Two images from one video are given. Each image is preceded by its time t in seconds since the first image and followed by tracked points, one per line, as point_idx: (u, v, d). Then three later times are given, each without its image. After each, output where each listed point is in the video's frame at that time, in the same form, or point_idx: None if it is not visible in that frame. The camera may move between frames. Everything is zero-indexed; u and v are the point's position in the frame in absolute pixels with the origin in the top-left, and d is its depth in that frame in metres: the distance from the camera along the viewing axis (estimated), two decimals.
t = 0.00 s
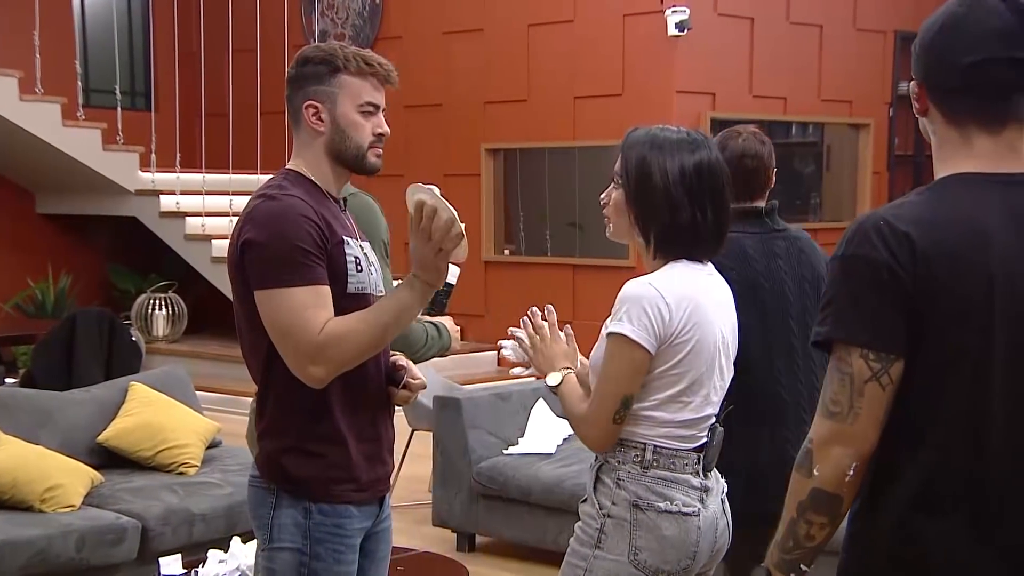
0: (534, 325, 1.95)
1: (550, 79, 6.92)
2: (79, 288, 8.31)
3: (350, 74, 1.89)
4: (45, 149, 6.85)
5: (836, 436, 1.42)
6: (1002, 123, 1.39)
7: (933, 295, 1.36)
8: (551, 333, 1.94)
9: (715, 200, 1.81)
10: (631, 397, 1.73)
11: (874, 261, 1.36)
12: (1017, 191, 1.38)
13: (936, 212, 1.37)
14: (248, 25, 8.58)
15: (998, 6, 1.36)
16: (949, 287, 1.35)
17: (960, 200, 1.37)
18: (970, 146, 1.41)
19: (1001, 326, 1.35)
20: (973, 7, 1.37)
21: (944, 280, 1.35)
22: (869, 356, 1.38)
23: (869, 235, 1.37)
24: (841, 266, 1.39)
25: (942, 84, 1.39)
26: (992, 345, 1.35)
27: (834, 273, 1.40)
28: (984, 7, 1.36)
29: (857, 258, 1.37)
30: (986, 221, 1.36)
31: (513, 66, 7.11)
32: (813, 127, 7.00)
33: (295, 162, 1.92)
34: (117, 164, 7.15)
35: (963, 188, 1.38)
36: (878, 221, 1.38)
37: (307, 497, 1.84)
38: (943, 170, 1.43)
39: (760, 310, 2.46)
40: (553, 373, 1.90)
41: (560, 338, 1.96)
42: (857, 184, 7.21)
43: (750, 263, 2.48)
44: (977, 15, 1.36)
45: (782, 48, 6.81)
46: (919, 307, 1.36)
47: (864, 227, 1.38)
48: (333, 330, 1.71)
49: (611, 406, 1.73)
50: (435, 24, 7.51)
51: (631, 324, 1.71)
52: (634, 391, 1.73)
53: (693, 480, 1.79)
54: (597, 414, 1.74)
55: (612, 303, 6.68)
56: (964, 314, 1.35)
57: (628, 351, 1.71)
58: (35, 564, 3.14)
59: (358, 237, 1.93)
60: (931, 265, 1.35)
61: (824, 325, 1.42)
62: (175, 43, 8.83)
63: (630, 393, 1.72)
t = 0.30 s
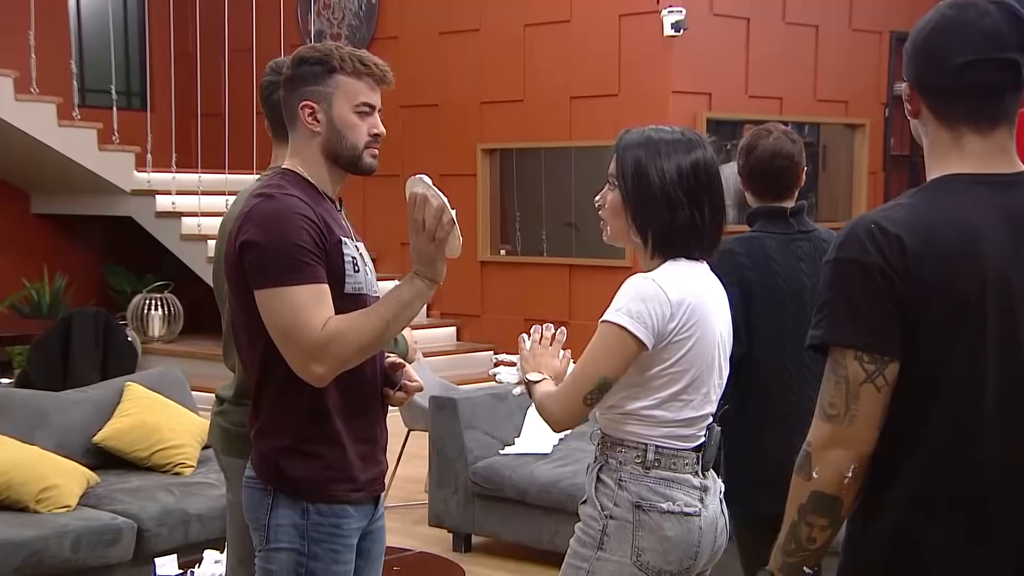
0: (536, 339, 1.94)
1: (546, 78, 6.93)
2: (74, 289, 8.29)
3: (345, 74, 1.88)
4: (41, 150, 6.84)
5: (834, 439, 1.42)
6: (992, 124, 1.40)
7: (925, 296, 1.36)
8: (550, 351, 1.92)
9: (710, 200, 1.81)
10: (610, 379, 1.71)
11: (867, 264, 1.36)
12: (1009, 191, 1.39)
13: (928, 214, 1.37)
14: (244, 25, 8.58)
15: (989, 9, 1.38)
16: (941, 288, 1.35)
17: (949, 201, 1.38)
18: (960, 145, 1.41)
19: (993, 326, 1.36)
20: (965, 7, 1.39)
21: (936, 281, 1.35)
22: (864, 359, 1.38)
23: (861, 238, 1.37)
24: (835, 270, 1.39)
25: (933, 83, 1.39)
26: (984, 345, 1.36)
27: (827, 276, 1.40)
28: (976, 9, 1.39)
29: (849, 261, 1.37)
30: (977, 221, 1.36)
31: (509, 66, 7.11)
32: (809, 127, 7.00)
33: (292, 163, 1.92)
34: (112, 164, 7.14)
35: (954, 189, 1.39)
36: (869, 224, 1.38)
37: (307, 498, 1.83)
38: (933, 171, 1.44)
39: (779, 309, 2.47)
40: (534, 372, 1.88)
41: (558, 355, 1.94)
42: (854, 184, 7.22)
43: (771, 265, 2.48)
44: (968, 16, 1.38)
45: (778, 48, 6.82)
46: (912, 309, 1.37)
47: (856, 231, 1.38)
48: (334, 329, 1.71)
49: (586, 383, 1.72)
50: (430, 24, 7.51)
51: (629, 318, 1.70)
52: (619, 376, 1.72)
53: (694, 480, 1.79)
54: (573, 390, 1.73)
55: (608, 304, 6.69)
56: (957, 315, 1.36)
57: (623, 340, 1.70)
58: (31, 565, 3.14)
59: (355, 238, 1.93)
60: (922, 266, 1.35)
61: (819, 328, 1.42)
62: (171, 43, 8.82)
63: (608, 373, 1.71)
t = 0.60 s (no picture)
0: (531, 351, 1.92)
1: (541, 79, 6.93)
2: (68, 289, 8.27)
3: (341, 74, 1.88)
4: (35, 150, 6.82)
5: (828, 438, 1.42)
6: (985, 125, 1.40)
7: (919, 296, 1.36)
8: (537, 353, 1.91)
9: (702, 199, 1.82)
10: (600, 370, 1.71)
11: (860, 263, 1.36)
12: (1003, 193, 1.40)
13: (920, 213, 1.37)
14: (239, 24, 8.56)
15: (981, 11, 1.39)
16: (935, 288, 1.36)
17: (943, 201, 1.38)
18: (953, 146, 1.41)
19: (987, 325, 1.36)
20: (958, 9, 1.39)
21: (929, 280, 1.35)
22: (857, 358, 1.38)
23: (854, 238, 1.38)
24: (828, 270, 1.39)
25: (926, 84, 1.40)
26: (978, 345, 1.36)
27: (820, 277, 1.40)
28: (969, 11, 1.39)
29: (843, 261, 1.38)
30: (969, 222, 1.37)
31: (504, 65, 7.12)
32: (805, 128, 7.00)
33: (287, 163, 1.92)
34: (107, 164, 7.13)
35: (949, 189, 1.39)
36: (863, 224, 1.38)
37: (302, 498, 1.83)
38: (927, 171, 1.44)
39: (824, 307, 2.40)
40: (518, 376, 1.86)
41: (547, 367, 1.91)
42: (849, 183, 7.22)
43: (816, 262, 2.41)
44: (961, 18, 1.38)
45: (773, 49, 6.83)
46: (906, 309, 1.37)
47: (850, 231, 1.38)
48: (328, 329, 1.71)
49: (575, 371, 1.71)
50: (425, 24, 7.51)
51: (623, 314, 1.70)
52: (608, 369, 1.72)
53: (688, 480, 1.80)
54: (561, 376, 1.73)
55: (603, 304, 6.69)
56: (950, 314, 1.36)
57: (616, 335, 1.70)
58: (24, 565, 3.13)
59: (350, 238, 1.93)
60: (916, 266, 1.36)
61: (813, 327, 1.42)
62: (166, 42, 8.81)
63: (598, 365, 1.70)
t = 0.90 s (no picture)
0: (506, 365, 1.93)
1: (528, 84, 6.93)
2: (54, 294, 8.24)
3: (327, 79, 1.88)
4: (21, 156, 6.80)
5: (812, 439, 1.43)
6: (972, 130, 1.41)
7: (905, 299, 1.36)
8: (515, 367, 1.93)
9: (685, 204, 1.82)
10: (580, 365, 1.70)
11: (846, 266, 1.37)
12: (989, 198, 1.40)
13: (907, 218, 1.38)
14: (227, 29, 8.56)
15: (969, 17, 1.40)
16: (921, 292, 1.36)
17: (930, 205, 1.38)
18: (939, 151, 1.42)
19: (971, 329, 1.37)
20: (946, 16, 1.40)
21: (915, 284, 1.36)
22: (841, 359, 1.38)
23: (841, 241, 1.38)
24: (814, 272, 1.39)
25: (915, 90, 1.40)
26: (963, 349, 1.37)
27: (806, 278, 1.41)
28: (957, 18, 1.40)
29: (830, 264, 1.38)
30: (955, 227, 1.37)
31: (491, 70, 7.12)
32: (791, 133, 7.01)
33: (276, 169, 1.91)
34: (93, 168, 7.10)
35: (935, 193, 1.40)
36: (849, 227, 1.39)
37: (287, 504, 1.83)
38: (914, 176, 1.45)
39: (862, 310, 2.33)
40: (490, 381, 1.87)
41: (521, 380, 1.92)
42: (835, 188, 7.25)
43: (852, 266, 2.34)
44: (949, 24, 1.39)
45: (759, 54, 6.85)
46: (892, 312, 1.37)
47: (836, 234, 1.39)
48: (312, 334, 1.71)
49: (552, 365, 1.71)
50: (413, 29, 7.51)
51: (605, 316, 1.71)
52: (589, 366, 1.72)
53: (674, 484, 1.80)
54: (538, 368, 1.72)
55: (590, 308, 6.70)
56: (936, 318, 1.36)
57: (598, 334, 1.70)
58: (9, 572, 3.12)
59: (338, 243, 1.93)
60: (903, 270, 1.36)
61: (799, 329, 1.42)
62: (152, 47, 8.79)
63: (577, 360, 1.70)
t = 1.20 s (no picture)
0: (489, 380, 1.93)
1: (519, 90, 6.94)
2: (44, 300, 8.21)
3: (317, 84, 1.88)
4: (11, 162, 6.77)
5: (803, 441, 1.43)
6: (964, 137, 1.41)
7: (897, 302, 1.37)
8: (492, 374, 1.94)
9: (675, 210, 1.82)
10: (562, 348, 1.69)
11: (839, 268, 1.37)
12: (979, 203, 1.41)
13: (899, 222, 1.38)
14: (218, 34, 8.55)
15: (964, 24, 1.40)
16: (914, 297, 1.36)
17: (921, 210, 1.39)
18: (932, 157, 1.42)
19: (963, 335, 1.37)
20: (941, 22, 1.41)
21: (908, 288, 1.36)
22: (832, 362, 1.39)
23: (833, 243, 1.38)
24: (806, 274, 1.40)
25: (910, 96, 1.41)
26: (955, 354, 1.37)
27: (799, 281, 1.41)
28: (950, 25, 1.40)
29: (822, 266, 1.38)
30: (947, 233, 1.38)
31: (482, 76, 7.13)
32: (782, 139, 7.02)
33: (267, 176, 1.91)
34: (84, 175, 7.09)
35: (927, 199, 1.40)
36: (841, 230, 1.39)
37: (276, 510, 1.82)
38: (906, 181, 1.45)
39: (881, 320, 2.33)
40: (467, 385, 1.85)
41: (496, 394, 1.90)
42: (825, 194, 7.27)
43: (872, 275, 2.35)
44: (943, 31, 1.40)
45: (749, 60, 6.87)
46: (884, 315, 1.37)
47: (828, 237, 1.39)
48: (303, 341, 1.71)
49: (534, 343, 1.69)
50: (404, 35, 7.51)
51: (593, 313, 1.71)
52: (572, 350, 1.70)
53: (661, 489, 1.80)
54: (521, 346, 1.71)
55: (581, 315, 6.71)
56: (927, 322, 1.37)
57: (586, 332, 1.70)
58: None
59: (329, 249, 1.93)
60: (895, 274, 1.36)
61: (791, 331, 1.43)
62: (143, 52, 8.78)
63: (559, 340, 1.69)
